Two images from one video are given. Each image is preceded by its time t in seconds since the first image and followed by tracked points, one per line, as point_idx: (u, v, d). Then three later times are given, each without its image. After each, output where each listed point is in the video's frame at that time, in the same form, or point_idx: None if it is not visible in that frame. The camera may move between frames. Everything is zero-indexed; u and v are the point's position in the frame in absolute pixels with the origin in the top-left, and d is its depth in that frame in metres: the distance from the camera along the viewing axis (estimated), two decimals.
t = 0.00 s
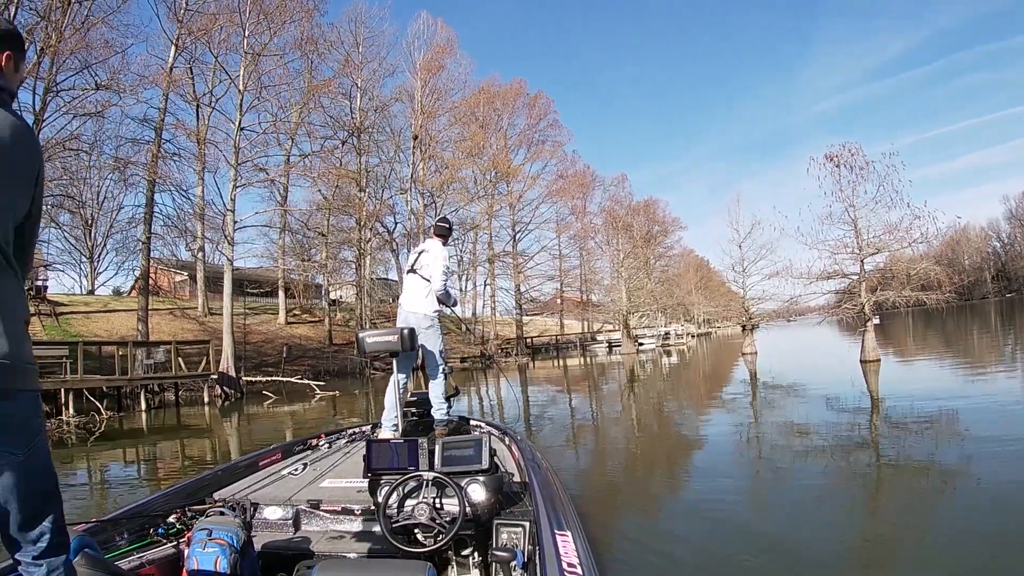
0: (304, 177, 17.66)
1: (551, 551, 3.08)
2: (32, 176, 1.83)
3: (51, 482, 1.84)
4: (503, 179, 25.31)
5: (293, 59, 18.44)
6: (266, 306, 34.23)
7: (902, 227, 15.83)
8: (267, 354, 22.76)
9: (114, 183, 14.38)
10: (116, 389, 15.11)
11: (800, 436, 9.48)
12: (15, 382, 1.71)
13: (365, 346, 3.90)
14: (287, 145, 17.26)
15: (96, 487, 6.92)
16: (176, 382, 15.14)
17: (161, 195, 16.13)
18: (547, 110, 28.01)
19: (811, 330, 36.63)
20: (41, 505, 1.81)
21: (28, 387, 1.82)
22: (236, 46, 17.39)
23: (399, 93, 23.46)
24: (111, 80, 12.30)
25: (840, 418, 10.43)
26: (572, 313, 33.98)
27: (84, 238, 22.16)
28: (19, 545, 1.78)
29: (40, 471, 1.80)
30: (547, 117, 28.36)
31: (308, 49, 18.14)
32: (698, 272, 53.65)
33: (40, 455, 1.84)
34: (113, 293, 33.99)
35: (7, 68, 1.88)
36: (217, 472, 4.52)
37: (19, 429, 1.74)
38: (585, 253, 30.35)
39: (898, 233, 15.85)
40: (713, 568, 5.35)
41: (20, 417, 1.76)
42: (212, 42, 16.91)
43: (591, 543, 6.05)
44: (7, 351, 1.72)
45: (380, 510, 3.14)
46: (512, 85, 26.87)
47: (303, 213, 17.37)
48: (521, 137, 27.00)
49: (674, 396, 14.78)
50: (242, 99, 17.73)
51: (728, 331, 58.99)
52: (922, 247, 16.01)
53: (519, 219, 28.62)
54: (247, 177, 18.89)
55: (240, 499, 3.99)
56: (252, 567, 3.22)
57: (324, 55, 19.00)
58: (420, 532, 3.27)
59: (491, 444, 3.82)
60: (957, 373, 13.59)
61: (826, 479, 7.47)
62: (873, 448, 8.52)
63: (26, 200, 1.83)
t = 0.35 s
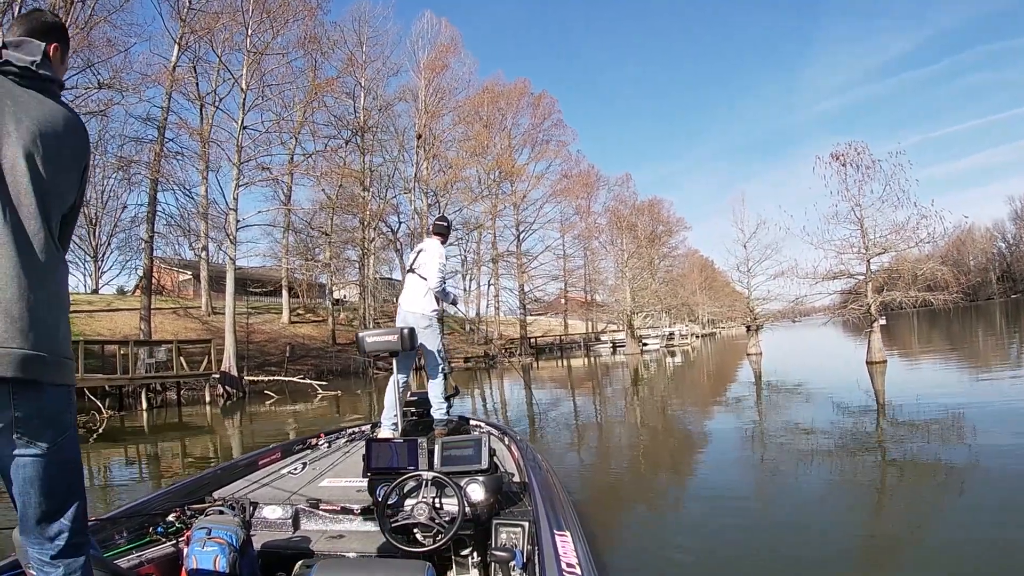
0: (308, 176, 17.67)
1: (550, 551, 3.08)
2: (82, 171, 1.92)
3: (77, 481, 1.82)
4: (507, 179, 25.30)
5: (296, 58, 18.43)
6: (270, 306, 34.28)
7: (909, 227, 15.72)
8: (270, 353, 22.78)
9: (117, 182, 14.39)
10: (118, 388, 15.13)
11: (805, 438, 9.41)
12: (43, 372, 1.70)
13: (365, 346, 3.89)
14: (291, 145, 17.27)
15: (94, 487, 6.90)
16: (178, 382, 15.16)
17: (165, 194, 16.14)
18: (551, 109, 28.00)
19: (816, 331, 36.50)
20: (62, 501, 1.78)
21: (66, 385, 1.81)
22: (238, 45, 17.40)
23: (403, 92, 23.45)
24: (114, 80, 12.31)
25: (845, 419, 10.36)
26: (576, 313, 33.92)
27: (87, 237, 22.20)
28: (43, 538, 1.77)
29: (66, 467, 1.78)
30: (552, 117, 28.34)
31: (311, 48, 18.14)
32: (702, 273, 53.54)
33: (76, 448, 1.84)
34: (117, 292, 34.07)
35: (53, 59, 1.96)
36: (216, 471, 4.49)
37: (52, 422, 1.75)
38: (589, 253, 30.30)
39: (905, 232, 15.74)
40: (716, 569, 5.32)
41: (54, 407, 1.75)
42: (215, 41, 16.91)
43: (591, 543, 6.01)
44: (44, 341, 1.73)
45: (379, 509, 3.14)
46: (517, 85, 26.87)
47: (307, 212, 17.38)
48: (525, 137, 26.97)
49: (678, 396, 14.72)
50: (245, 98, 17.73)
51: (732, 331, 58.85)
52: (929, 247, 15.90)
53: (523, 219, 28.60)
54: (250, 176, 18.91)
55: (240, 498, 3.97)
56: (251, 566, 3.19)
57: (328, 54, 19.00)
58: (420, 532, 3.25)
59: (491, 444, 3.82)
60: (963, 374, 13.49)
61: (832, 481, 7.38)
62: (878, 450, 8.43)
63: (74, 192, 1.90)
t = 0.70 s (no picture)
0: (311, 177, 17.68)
1: (549, 551, 3.07)
2: (58, 161, 1.91)
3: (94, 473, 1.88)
4: (510, 178, 25.26)
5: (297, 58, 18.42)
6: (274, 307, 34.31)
7: (916, 223, 15.58)
8: (274, 354, 22.80)
9: (119, 183, 14.39)
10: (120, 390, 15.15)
11: (811, 436, 9.33)
12: (46, 372, 1.73)
13: (365, 345, 3.87)
14: (294, 145, 17.27)
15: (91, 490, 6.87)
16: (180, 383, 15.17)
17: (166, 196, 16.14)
18: (554, 108, 27.97)
19: (821, 329, 36.39)
20: (82, 496, 1.85)
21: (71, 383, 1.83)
22: (239, 45, 17.41)
23: (405, 92, 23.43)
24: (115, 81, 12.32)
25: (851, 417, 10.28)
26: (581, 312, 33.84)
27: (90, 239, 22.22)
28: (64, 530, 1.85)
29: (78, 465, 1.82)
30: (554, 115, 28.29)
31: (311, 48, 18.13)
32: (707, 271, 53.42)
33: (88, 445, 1.87)
34: (121, 294, 34.13)
35: (16, 52, 1.98)
36: (214, 470, 4.46)
37: (59, 425, 1.78)
38: (593, 252, 30.25)
39: (911, 228, 15.62)
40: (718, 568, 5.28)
41: (59, 408, 1.78)
42: (215, 42, 16.91)
43: (593, 543, 5.97)
44: (46, 342, 1.76)
45: (379, 508, 3.15)
46: (519, 84, 26.84)
47: (310, 212, 17.39)
48: (528, 136, 26.92)
49: (683, 395, 14.66)
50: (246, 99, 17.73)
51: (737, 330, 58.74)
52: (936, 243, 15.78)
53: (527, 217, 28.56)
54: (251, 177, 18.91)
55: (239, 498, 3.95)
56: (251, 565, 3.16)
57: (329, 54, 18.99)
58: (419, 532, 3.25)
59: (490, 444, 3.79)
60: (970, 371, 13.39)
61: (837, 480, 7.30)
62: (884, 449, 8.34)
63: (55, 182, 1.91)
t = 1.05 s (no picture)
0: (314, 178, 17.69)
1: (550, 552, 3.04)
2: (120, 164, 1.93)
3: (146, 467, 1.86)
4: (513, 177, 25.21)
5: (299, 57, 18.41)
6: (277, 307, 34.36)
7: (923, 220, 15.46)
8: (278, 354, 22.82)
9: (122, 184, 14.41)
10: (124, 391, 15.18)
11: (817, 436, 9.27)
12: (94, 374, 1.73)
13: (365, 346, 3.85)
14: (297, 145, 17.27)
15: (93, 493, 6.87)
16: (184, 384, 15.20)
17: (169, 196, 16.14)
18: (557, 107, 27.92)
19: (827, 327, 36.21)
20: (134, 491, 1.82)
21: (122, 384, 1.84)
22: (241, 46, 17.43)
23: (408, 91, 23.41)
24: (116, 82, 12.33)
25: (858, 417, 10.20)
26: (585, 312, 33.77)
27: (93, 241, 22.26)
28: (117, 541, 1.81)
29: (128, 462, 1.81)
30: (558, 114, 28.25)
31: (313, 47, 18.11)
32: (711, 270, 53.29)
33: (142, 447, 1.87)
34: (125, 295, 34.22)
35: (98, 68, 2.13)
36: (215, 471, 4.45)
37: (110, 427, 1.78)
38: (597, 251, 30.19)
39: (918, 225, 15.50)
40: (723, 569, 5.24)
41: (108, 409, 1.78)
42: (217, 43, 16.92)
43: (597, 544, 5.93)
44: (97, 344, 1.77)
45: (380, 508, 3.14)
46: (522, 83, 26.79)
47: (314, 213, 17.40)
48: (531, 135, 26.87)
49: (688, 394, 14.60)
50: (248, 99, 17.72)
51: (742, 328, 58.53)
52: (942, 240, 15.67)
53: (530, 217, 28.51)
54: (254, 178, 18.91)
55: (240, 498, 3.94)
56: (252, 565, 3.10)
57: (331, 54, 18.99)
58: (420, 532, 3.26)
59: (491, 444, 3.77)
60: (978, 369, 13.28)
61: (844, 481, 7.21)
62: (892, 450, 8.22)
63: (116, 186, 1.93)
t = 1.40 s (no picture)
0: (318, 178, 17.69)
1: (548, 551, 3.03)
2: (183, 224, 2.06)
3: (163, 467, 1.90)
4: (517, 176, 25.17)
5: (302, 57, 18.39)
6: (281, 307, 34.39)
7: (930, 217, 15.35)
8: (281, 355, 22.85)
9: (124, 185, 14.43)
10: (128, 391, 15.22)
11: (823, 436, 9.20)
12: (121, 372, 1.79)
13: (365, 345, 3.83)
14: (300, 146, 17.27)
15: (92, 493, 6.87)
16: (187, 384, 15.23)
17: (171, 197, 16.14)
18: (561, 106, 27.87)
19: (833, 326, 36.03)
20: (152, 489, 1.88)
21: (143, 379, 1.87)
22: (242, 46, 17.44)
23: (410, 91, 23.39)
24: (118, 83, 12.34)
25: (864, 416, 10.12)
26: (589, 311, 33.70)
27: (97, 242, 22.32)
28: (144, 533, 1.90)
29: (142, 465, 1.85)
30: (562, 113, 28.20)
31: (315, 47, 18.09)
32: (716, 269, 53.12)
33: (159, 450, 1.89)
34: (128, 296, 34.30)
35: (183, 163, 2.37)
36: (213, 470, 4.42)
37: (123, 428, 1.82)
38: (601, 250, 30.12)
39: (924, 223, 15.39)
40: (725, 568, 5.21)
41: (118, 410, 1.81)
42: (218, 42, 16.91)
43: (599, 544, 5.91)
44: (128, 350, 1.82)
45: (379, 509, 3.17)
46: (525, 82, 26.76)
47: (318, 212, 17.42)
48: (535, 134, 26.86)
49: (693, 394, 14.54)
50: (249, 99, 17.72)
51: (748, 328, 58.28)
52: (949, 237, 15.56)
53: (534, 216, 28.46)
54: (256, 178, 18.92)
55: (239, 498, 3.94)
56: (250, 565, 3.06)
57: (333, 53, 18.98)
58: (419, 532, 3.28)
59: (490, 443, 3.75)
60: (986, 368, 13.17)
61: (850, 481, 7.14)
62: (898, 449, 8.15)
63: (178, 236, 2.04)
